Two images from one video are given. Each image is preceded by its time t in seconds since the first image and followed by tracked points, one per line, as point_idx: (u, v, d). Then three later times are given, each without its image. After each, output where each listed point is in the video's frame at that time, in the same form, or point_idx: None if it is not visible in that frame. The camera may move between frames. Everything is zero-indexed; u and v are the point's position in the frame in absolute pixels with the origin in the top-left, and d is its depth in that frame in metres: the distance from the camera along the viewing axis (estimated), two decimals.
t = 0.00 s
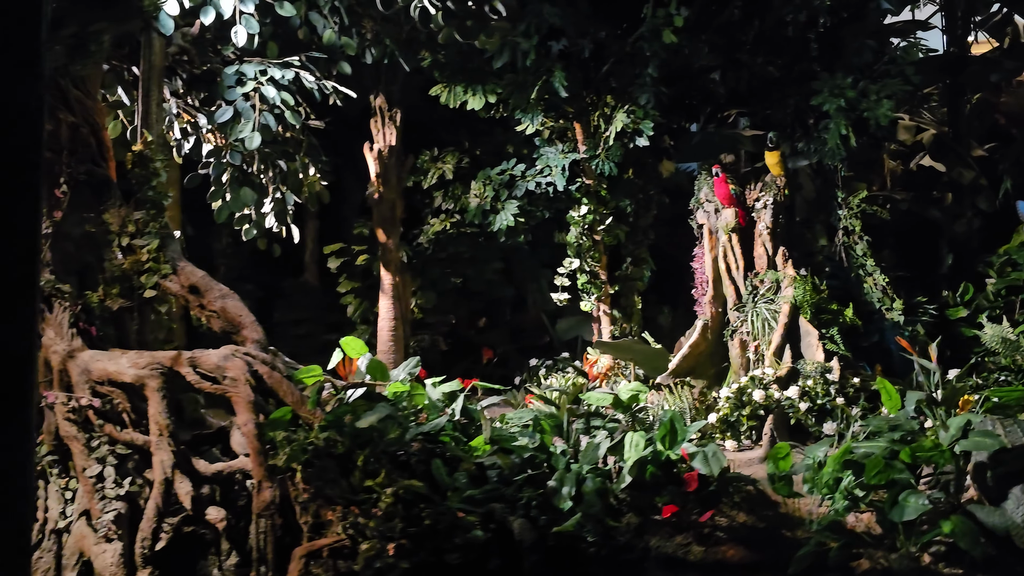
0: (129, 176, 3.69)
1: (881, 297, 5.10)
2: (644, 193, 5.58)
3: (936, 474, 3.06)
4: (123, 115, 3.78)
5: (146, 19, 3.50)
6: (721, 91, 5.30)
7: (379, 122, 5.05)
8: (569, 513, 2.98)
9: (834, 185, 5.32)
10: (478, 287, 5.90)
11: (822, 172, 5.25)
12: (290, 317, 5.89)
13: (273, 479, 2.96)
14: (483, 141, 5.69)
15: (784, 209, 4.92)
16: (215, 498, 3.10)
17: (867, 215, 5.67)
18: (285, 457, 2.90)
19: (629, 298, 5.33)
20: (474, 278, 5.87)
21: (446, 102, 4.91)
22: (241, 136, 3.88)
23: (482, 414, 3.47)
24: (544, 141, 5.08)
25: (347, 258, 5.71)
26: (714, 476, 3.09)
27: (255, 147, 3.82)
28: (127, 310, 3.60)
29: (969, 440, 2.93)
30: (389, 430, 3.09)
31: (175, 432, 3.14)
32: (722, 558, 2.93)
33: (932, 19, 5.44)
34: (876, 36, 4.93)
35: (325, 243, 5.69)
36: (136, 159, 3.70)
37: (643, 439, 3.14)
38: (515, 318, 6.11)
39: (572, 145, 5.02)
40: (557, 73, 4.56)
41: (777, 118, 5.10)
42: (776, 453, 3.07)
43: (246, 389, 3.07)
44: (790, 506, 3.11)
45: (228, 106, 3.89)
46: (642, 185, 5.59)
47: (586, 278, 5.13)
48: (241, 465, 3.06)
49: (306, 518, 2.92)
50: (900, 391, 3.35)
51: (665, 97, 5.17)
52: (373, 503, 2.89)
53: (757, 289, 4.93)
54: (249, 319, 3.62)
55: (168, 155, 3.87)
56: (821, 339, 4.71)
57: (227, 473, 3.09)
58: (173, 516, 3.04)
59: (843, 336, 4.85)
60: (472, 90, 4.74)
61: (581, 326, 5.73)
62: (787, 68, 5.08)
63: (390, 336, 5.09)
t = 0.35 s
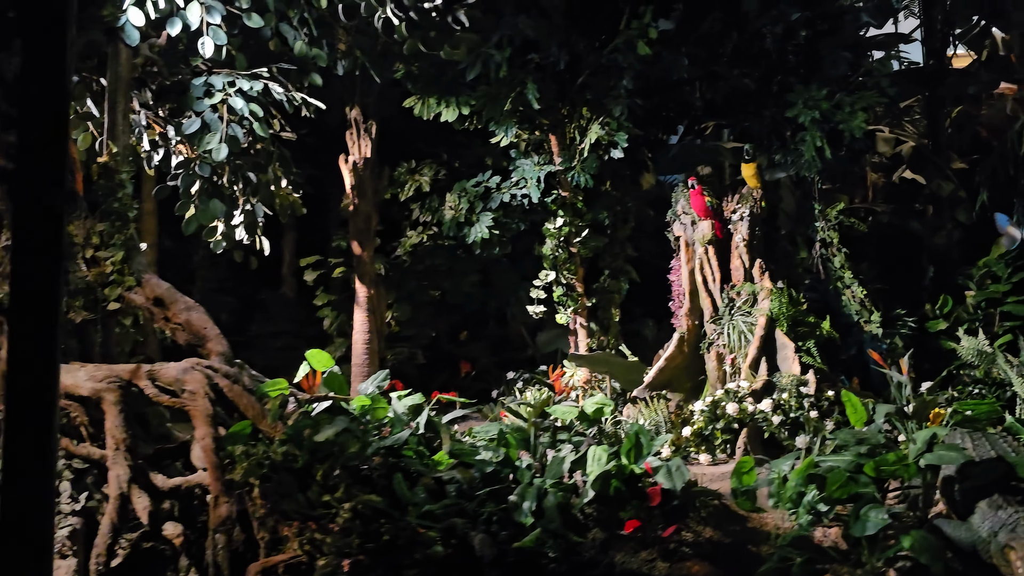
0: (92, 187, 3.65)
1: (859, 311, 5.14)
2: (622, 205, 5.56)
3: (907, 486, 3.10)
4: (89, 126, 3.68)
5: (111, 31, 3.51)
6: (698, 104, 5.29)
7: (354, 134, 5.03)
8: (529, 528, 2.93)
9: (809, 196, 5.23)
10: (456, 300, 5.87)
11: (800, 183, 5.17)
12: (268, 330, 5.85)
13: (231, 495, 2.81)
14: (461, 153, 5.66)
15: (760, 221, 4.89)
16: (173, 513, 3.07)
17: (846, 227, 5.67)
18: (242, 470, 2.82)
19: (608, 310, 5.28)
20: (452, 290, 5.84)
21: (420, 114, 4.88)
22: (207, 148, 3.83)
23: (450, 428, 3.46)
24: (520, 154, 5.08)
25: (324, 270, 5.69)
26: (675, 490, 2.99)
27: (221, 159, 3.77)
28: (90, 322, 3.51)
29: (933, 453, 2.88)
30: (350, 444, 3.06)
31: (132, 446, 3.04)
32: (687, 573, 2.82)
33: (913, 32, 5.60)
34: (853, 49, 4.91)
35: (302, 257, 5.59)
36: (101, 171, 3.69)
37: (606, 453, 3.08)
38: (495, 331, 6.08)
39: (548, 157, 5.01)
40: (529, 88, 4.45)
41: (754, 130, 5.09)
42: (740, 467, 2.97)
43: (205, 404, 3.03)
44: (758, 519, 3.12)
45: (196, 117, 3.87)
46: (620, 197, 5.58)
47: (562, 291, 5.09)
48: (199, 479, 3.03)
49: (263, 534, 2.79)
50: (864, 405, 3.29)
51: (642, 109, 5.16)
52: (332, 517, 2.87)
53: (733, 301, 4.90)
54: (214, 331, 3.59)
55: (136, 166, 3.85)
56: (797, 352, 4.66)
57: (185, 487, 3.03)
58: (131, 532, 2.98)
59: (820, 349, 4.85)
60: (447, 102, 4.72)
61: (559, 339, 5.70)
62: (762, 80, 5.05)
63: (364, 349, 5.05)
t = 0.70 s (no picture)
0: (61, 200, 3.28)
1: (832, 328, 5.16)
2: (595, 222, 5.53)
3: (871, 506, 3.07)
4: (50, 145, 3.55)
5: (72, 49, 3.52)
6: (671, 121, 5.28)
7: (326, 151, 5.04)
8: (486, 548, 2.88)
9: (781, 214, 5.23)
10: (430, 317, 5.84)
11: (773, 203, 5.22)
12: (240, 349, 5.72)
13: (182, 515, 2.69)
14: (435, 171, 5.65)
15: (733, 238, 4.88)
16: (126, 534, 2.99)
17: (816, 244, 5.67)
18: (195, 489, 2.73)
19: (580, 327, 5.29)
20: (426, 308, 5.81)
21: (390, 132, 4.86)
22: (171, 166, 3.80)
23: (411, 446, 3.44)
24: (492, 171, 5.09)
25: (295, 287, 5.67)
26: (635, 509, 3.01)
27: (183, 176, 3.73)
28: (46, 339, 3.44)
29: (892, 471, 2.92)
30: (308, 463, 3.04)
31: (84, 467, 2.97)
32: None
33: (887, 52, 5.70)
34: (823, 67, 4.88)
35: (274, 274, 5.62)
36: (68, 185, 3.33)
37: (566, 472, 3.07)
38: (470, 348, 6.04)
39: (519, 174, 5.03)
40: (499, 105, 4.45)
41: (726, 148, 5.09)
42: (696, 487, 3.00)
43: (159, 421, 2.98)
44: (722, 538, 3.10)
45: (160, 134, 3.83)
46: (593, 215, 5.57)
47: (533, 308, 5.09)
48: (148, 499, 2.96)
49: (216, 555, 2.72)
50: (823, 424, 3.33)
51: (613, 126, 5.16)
52: (284, 538, 2.82)
53: (705, 318, 4.90)
54: (175, 348, 3.56)
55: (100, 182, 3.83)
56: (767, 369, 4.67)
57: (137, 508, 2.96)
58: (84, 554, 2.90)
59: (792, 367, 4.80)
60: (416, 119, 4.67)
61: (535, 356, 5.70)
62: (733, 98, 4.98)
63: (334, 367, 5.02)
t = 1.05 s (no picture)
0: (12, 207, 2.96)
1: (800, 344, 5.10)
2: (565, 239, 5.54)
3: (831, 525, 3.02)
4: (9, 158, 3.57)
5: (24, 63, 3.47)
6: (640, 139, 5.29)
7: (293, 167, 5.03)
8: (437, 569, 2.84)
9: (749, 232, 5.26)
10: (399, 334, 5.81)
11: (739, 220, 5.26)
12: (209, 365, 5.68)
13: (129, 537, 2.72)
14: (405, 188, 5.65)
15: (700, 255, 4.94)
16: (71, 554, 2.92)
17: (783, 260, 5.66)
18: (142, 509, 2.74)
19: (548, 344, 5.28)
20: (395, 325, 5.79)
21: (355, 147, 4.83)
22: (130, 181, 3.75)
23: (367, 465, 3.39)
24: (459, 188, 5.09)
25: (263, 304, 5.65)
26: (588, 529, 2.94)
27: (142, 191, 3.70)
28: None
29: (845, 489, 2.90)
30: (260, 482, 2.99)
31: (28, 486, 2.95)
32: None
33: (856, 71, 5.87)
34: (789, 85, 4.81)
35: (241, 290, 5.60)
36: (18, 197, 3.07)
37: (520, 491, 3.02)
38: (440, 365, 6.02)
39: (486, 191, 5.04)
40: (465, 121, 4.44)
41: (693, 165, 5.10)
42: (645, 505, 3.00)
43: (110, 438, 2.87)
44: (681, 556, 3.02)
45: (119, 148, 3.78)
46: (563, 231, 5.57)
47: (501, 324, 5.08)
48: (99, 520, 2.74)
49: None
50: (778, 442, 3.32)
51: (581, 143, 5.16)
52: (231, 560, 2.76)
53: (672, 335, 4.91)
54: (130, 365, 3.52)
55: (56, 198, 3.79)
56: (734, 387, 4.67)
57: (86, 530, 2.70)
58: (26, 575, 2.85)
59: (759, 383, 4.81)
60: (383, 135, 4.65)
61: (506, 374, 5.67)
62: (701, 116, 4.97)
63: (300, 385, 4.98)
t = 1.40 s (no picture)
0: None
1: (766, 361, 5.01)
2: (531, 256, 5.54)
3: (787, 543, 2.99)
4: None
5: None
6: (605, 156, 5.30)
7: (257, 183, 5.00)
8: None
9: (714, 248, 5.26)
10: (365, 350, 5.77)
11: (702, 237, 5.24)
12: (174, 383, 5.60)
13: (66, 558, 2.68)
14: (371, 204, 5.64)
15: (664, 272, 4.95)
16: None
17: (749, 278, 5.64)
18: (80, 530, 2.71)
19: (514, 361, 5.27)
20: (361, 342, 5.76)
21: (318, 163, 4.82)
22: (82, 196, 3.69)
23: (318, 484, 3.34)
24: (423, 204, 5.06)
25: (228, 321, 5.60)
26: (535, 548, 2.89)
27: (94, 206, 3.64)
28: None
29: (794, 507, 2.88)
30: (204, 502, 2.94)
31: None
32: None
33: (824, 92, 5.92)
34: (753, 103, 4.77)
35: (205, 307, 5.55)
36: None
37: (467, 510, 2.99)
38: (407, 383, 5.98)
39: (450, 207, 5.02)
40: (426, 139, 4.45)
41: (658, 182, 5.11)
42: (589, 522, 3.01)
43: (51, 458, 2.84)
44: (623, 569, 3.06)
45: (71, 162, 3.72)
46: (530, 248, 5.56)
47: (464, 340, 4.99)
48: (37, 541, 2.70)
49: None
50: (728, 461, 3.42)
51: (547, 160, 5.18)
52: None
53: (636, 352, 4.91)
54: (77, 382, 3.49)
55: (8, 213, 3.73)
56: (698, 404, 4.67)
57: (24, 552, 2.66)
58: None
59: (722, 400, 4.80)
60: (346, 152, 4.69)
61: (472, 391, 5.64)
62: (664, 133, 4.97)
63: (262, 403, 4.94)
